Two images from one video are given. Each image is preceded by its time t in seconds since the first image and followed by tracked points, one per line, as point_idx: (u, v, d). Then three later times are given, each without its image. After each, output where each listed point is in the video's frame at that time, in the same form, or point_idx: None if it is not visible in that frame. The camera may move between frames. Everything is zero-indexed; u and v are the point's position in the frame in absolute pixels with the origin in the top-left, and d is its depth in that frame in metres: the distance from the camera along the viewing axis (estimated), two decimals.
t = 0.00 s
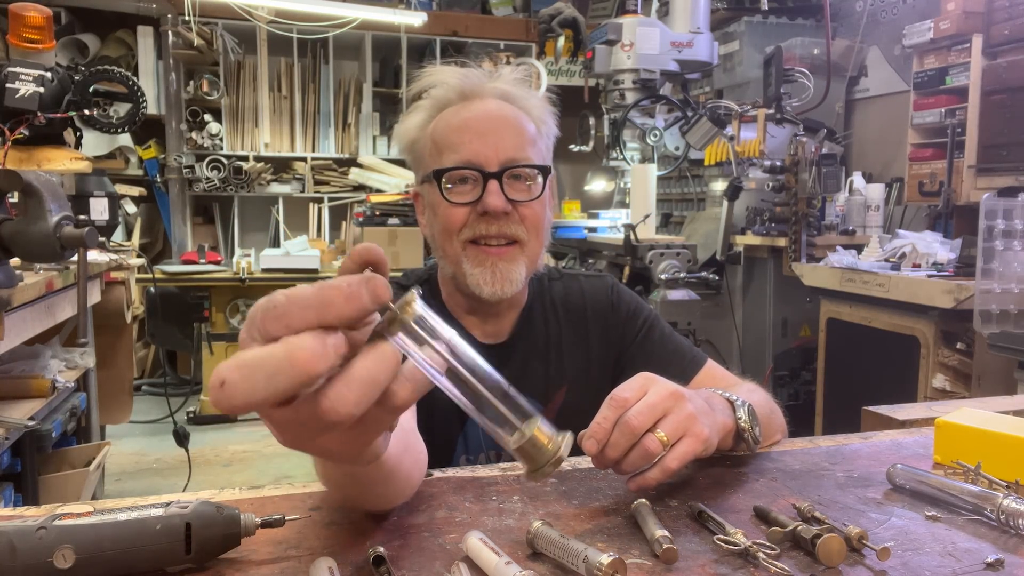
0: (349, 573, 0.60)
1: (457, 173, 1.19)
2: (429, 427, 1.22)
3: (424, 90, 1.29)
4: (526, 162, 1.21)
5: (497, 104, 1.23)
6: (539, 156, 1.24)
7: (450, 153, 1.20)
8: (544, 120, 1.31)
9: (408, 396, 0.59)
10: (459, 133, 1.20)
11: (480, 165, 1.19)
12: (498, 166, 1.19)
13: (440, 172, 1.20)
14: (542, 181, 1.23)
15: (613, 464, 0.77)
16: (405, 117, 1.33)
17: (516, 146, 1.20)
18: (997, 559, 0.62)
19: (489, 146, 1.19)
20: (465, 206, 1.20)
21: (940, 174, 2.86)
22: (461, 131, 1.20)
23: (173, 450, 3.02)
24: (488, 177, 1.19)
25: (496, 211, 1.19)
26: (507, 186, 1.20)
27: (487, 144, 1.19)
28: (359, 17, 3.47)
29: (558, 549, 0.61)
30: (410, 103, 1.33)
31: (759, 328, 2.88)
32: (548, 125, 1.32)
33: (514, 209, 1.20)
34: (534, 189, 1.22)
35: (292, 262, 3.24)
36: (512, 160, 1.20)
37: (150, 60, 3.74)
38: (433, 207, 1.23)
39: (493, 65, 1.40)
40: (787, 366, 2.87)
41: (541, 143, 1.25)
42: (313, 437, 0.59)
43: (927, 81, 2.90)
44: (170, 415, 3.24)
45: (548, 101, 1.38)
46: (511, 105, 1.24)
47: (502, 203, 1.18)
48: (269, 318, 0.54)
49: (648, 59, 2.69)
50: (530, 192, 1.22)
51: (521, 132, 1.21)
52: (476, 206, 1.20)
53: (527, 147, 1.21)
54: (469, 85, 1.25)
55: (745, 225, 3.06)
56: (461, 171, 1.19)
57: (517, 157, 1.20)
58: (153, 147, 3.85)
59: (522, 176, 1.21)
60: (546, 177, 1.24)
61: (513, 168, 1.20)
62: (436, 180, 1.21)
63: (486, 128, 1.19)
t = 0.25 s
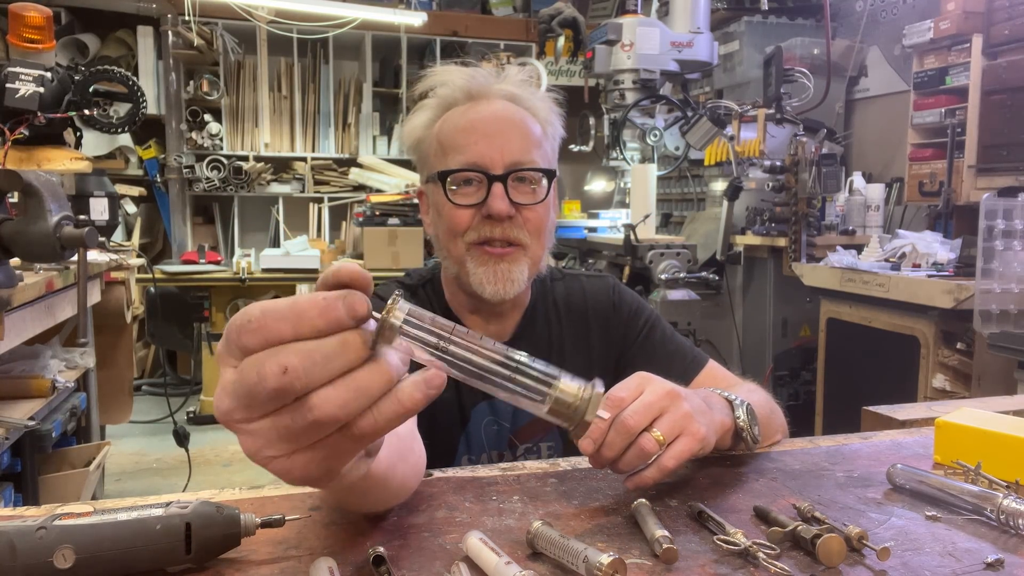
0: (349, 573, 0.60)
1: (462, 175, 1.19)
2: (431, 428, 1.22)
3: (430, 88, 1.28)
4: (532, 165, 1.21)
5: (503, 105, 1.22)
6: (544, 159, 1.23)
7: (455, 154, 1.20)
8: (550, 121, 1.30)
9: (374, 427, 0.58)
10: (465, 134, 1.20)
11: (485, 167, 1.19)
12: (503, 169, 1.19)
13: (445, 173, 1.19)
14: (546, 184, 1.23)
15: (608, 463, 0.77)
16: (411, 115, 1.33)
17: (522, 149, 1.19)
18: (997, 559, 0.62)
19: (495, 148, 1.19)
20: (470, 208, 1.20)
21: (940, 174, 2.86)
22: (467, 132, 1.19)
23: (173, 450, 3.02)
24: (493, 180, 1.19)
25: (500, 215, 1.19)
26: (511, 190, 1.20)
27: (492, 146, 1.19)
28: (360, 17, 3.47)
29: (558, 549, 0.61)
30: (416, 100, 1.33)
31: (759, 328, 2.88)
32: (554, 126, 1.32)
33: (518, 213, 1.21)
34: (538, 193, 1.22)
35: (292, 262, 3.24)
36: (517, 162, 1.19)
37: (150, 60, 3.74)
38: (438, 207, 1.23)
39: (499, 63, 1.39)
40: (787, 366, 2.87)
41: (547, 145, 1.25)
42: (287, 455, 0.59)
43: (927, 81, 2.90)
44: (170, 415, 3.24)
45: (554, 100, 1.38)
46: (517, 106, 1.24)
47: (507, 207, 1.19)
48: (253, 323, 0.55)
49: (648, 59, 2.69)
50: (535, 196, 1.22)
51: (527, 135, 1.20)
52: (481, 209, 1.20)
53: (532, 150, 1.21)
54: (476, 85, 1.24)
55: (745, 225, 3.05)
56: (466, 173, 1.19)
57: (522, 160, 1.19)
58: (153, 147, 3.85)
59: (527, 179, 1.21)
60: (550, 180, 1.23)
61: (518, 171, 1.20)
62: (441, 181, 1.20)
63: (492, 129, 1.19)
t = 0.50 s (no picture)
0: (349, 573, 0.60)
1: (465, 177, 1.16)
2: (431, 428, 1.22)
3: (435, 88, 1.28)
4: (536, 168, 1.19)
5: (509, 107, 1.22)
6: (548, 162, 1.22)
7: (460, 155, 1.20)
8: (555, 122, 1.30)
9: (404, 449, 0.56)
10: (470, 135, 1.20)
11: (489, 170, 1.17)
12: (507, 172, 1.17)
13: (449, 175, 1.18)
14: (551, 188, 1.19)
15: (607, 464, 0.77)
16: (415, 114, 1.33)
17: (526, 151, 1.19)
18: (997, 559, 0.62)
19: (499, 150, 1.18)
20: (473, 209, 1.16)
21: (940, 174, 2.86)
22: (472, 134, 1.19)
23: (173, 450, 3.02)
24: (497, 183, 1.16)
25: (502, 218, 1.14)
26: (515, 192, 1.15)
27: (497, 149, 1.18)
28: (360, 17, 3.47)
29: (558, 549, 0.61)
30: (420, 99, 1.33)
31: (759, 328, 2.88)
32: (558, 127, 1.32)
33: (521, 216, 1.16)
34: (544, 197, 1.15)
35: (292, 262, 3.24)
36: (521, 165, 1.18)
37: (150, 60, 3.74)
38: (442, 208, 1.24)
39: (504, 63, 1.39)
40: (787, 366, 2.87)
41: (551, 147, 1.24)
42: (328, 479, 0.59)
43: (927, 81, 2.90)
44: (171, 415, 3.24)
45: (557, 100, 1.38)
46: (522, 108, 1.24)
47: (510, 210, 1.14)
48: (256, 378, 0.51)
49: (648, 59, 2.69)
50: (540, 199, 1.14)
51: (531, 137, 1.20)
52: (483, 211, 1.16)
53: (537, 153, 1.20)
54: (482, 86, 1.24)
55: (745, 225, 3.05)
56: (469, 175, 1.17)
57: (526, 163, 1.18)
58: (153, 147, 3.85)
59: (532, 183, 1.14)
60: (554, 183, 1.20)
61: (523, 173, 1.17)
62: (445, 182, 1.19)
63: (497, 131, 1.19)
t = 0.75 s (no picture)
0: (349, 573, 0.60)
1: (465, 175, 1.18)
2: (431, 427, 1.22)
3: (436, 86, 1.28)
4: (535, 166, 1.20)
5: (509, 105, 1.22)
6: (547, 161, 1.23)
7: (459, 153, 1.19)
8: (555, 122, 1.30)
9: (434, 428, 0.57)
10: (469, 133, 1.18)
11: (489, 168, 1.18)
12: (507, 170, 1.18)
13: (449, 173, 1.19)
14: (549, 186, 1.23)
15: (608, 468, 0.78)
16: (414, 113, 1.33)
17: (526, 150, 1.19)
18: (997, 559, 0.62)
19: (499, 149, 1.17)
20: (472, 207, 1.19)
21: (940, 174, 2.86)
22: (472, 131, 1.18)
23: (173, 450, 3.02)
24: (496, 181, 1.18)
25: (501, 215, 1.19)
26: (514, 190, 1.19)
27: (497, 148, 1.17)
28: (360, 17, 3.47)
29: (558, 549, 0.61)
30: (420, 98, 1.32)
31: (759, 328, 2.88)
32: (558, 127, 1.31)
33: (519, 213, 1.20)
34: (541, 194, 1.22)
35: (292, 262, 3.24)
36: (521, 164, 1.18)
37: (150, 60, 3.74)
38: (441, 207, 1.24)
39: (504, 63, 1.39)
40: (787, 366, 2.86)
41: (550, 146, 1.24)
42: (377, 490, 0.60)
43: (927, 81, 2.90)
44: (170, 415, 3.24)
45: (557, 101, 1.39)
46: (523, 107, 1.24)
47: (509, 207, 1.18)
48: (279, 444, 0.51)
49: (648, 59, 2.69)
50: (537, 197, 1.21)
51: (531, 136, 1.20)
52: (483, 208, 1.19)
53: (536, 152, 1.20)
54: (482, 85, 1.23)
55: (745, 225, 3.05)
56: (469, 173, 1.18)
57: (526, 162, 1.19)
58: (153, 146, 3.85)
59: (530, 180, 1.20)
60: (552, 182, 1.23)
61: (522, 172, 1.19)
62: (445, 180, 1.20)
63: (497, 130, 1.18)
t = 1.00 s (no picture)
0: (349, 573, 0.60)
1: (468, 176, 1.18)
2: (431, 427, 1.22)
3: (439, 87, 1.28)
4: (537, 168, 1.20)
5: (512, 106, 1.22)
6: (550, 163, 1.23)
7: (461, 154, 1.20)
8: (557, 124, 1.30)
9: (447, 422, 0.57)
10: (472, 134, 1.19)
11: (491, 169, 1.18)
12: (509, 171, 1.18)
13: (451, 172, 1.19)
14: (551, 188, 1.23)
15: (610, 467, 0.77)
16: (418, 113, 1.33)
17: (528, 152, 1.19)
18: (997, 559, 0.62)
19: (502, 150, 1.18)
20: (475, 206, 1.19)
21: (940, 174, 2.87)
22: (474, 132, 1.19)
23: (173, 450, 3.02)
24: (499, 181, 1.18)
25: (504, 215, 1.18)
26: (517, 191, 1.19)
27: (499, 149, 1.18)
28: (359, 17, 3.47)
29: (558, 549, 0.61)
30: (423, 98, 1.33)
31: (759, 328, 2.88)
32: (560, 129, 1.32)
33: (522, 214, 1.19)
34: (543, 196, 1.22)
35: (292, 262, 3.24)
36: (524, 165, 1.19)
37: (150, 60, 3.74)
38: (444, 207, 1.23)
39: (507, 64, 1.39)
40: (787, 366, 2.86)
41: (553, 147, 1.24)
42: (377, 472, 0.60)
43: (927, 81, 2.90)
44: (170, 415, 3.24)
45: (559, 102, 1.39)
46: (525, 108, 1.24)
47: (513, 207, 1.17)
48: (301, 394, 0.51)
49: (648, 59, 2.69)
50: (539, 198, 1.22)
51: (534, 136, 1.19)
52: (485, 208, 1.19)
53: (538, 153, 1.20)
54: (485, 86, 1.23)
55: (745, 225, 3.05)
56: (472, 173, 1.18)
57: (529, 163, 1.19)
58: (153, 146, 3.85)
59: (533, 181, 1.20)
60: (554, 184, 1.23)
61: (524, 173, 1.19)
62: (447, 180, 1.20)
63: (500, 130, 1.18)
